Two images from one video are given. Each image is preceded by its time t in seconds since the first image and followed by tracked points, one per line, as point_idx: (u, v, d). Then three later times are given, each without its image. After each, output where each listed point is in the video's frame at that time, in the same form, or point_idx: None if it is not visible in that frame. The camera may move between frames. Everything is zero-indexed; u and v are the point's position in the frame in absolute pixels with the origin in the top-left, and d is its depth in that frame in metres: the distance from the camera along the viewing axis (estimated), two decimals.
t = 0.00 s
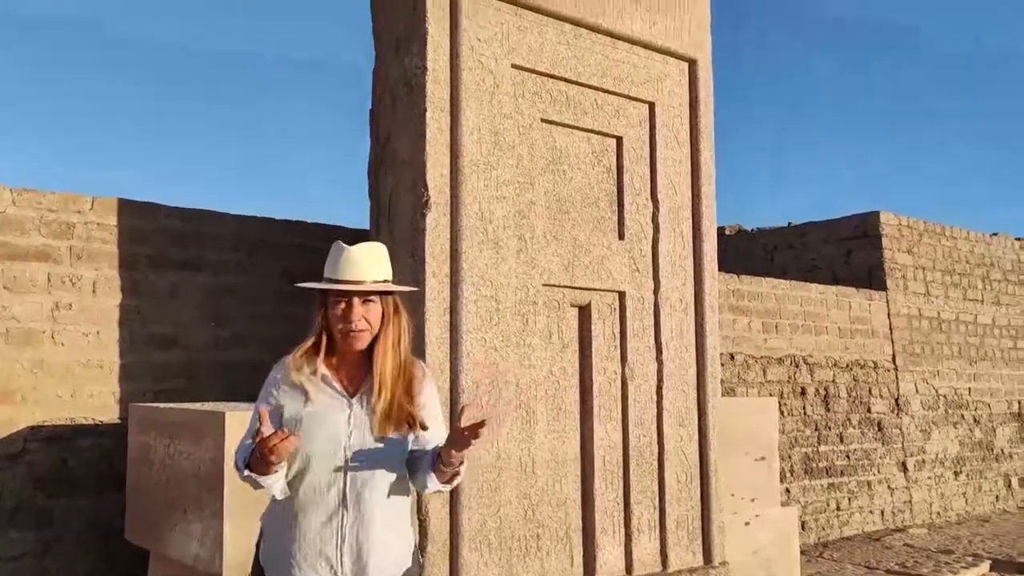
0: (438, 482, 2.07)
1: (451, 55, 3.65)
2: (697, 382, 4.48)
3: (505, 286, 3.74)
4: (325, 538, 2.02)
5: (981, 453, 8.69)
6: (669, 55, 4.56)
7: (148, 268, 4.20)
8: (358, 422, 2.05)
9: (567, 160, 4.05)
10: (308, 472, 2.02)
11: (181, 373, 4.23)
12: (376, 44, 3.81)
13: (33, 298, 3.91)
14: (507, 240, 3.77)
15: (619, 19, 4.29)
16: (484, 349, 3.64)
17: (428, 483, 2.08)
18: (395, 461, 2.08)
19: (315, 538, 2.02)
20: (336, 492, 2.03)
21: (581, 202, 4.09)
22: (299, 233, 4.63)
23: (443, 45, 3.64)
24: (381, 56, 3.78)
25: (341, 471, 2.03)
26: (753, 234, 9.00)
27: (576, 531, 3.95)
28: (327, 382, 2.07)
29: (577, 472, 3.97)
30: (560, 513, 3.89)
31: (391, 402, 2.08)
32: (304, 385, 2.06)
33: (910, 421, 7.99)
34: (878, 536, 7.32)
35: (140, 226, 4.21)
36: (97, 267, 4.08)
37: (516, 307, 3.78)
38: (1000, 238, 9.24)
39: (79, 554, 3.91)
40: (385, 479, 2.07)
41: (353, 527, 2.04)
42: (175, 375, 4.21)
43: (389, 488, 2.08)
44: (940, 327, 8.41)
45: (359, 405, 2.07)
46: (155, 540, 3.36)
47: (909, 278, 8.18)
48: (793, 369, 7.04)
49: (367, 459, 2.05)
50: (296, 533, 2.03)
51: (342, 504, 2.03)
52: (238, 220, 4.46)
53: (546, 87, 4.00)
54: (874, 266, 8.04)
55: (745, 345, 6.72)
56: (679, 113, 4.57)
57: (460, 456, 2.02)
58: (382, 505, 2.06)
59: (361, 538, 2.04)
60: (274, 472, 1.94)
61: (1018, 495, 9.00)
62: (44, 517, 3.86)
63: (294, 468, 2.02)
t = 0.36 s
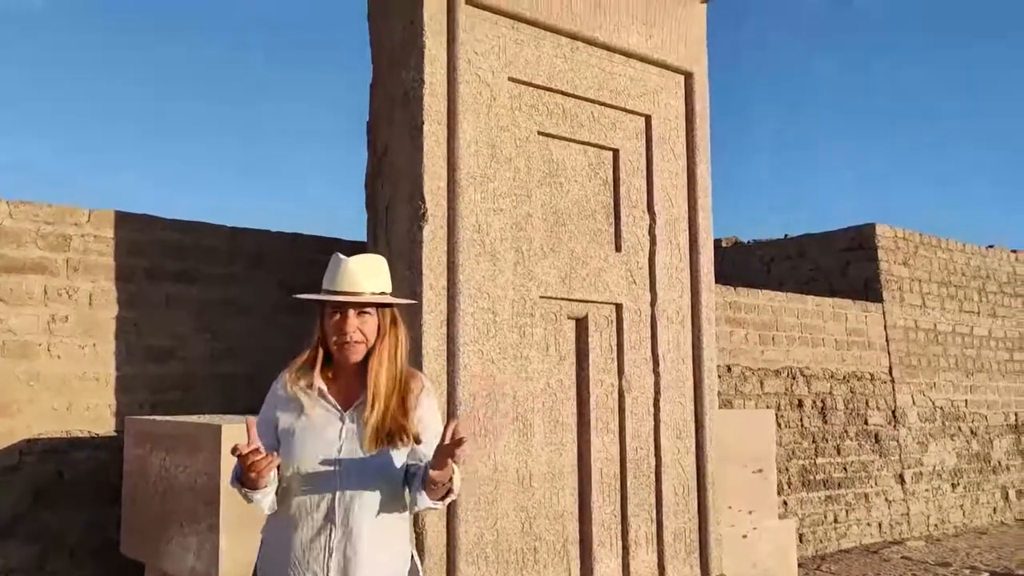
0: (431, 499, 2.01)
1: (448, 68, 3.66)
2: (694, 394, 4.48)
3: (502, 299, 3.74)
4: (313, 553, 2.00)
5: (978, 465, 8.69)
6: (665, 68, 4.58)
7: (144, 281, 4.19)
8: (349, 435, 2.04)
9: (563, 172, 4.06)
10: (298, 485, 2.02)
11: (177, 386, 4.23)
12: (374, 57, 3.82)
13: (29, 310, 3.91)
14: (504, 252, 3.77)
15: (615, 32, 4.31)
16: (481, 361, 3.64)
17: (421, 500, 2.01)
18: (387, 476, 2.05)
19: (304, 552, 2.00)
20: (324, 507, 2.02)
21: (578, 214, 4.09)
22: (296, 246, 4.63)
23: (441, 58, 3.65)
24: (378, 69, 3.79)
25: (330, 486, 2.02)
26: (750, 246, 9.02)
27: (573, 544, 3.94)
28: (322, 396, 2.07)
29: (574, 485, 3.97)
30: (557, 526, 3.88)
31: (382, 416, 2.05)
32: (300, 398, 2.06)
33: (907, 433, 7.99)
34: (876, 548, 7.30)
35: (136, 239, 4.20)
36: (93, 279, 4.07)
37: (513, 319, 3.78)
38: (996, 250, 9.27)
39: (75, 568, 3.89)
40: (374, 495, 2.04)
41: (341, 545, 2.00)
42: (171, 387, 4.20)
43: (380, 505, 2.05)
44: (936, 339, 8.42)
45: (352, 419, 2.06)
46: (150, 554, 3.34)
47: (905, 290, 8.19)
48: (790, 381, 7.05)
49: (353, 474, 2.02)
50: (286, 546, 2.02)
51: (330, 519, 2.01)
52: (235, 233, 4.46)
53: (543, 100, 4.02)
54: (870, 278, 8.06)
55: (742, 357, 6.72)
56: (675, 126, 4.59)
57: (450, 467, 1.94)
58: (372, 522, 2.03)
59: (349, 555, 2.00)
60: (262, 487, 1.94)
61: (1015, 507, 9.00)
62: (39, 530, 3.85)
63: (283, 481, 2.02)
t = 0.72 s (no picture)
0: (425, 511, 2.05)
1: (445, 83, 3.67)
2: (691, 409, 4.47)
3: (499, 313, 3.74)
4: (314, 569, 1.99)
5: (976, 479, 8.68)
6: (662, 83, 4.60)
7: (141, 295, 4.19)
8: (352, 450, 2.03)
9: (560, 187, 4.07)
10: (299, 500, 2.02)
11: (174, 400, 4.22)
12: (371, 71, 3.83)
13: (24, 324, 3.90)
14: (501, 266, 3.78)
15: (612, 47, 4.33)
16: (478, 376, 3.63)
17: (415, 514, 2.05)
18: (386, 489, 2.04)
19: (304, 569, 1.99)
20: (325, 523, 2.01)
21: (575, 228, 4.10)
22: (293, 259, 4.63)
23: (438, 73, 3.66)
24: (375, 83, 3.80)
25: (331, 502, 2.01)
26: (747, 260, 9.03)
27: (570, 559, 3.92)
28: (322, 410, 2.07)
29: (571, 499, 3.95)
30: (555, 541, 3.86)
31: (384, 431, 2.04)
32: (302, 412, 2.05)
33: (905, 447, 7.98)
34: (874, 563, 7.28)
35: (133, 252, 4.20)
36: (90, 293, 4.07)
37: (511, 333, 3.78)
38: (992, 264, 9.29)
39: None
40: (374, 511, 2.03)
41: (342, 562, 1.99)
42: (167, 402, 4.19)
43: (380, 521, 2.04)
44: (933, 353, 8.42)
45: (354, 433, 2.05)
46: (145, 570, 3.32)
47: (902, 304, 8.20)
48: (787, 395, 7.04)
49: (353, 487, 2.02)
50: (286, 562, 2.01)
51: (331, 535, 2.00)
52: (232, 246, 4.45)
53: (540, 115, 4.03)
54: (867, 292, 8.07)
55: (739, 371, 6.72)
56: (672, 141, 4.60)
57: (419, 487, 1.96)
58: (373, 539, 2.02)
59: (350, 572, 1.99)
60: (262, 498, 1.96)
61: (1013, 522, 8.98)
62: (34, 545, 3.83)
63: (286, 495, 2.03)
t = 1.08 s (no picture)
0: (421, 520, 2.03)
1: (444, 99, 3.69)
2: (689, 424, 4.47)
3: (497, 328, 3.75)
4: None
5: (974, 495, 8.66)
6: (659, 99, 4.62)
7: (138, 310, 4.19)
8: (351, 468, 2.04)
9: (558, 203, 4.08)
10: (299, 516, 2.02)
11: (170, 416, 4.21)
12: (370, 87, 3.84)
13: (22, 340, 3.89)
14: (499, 281, 3.78)
15: (610, 64, 4.35)
16: (476, 391, 3.63)
17: (410, 522, 2.03)
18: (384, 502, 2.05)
19: None
20: (324, 540, 1.99)
21: (573, 244, 4.11)
22: (290, 274, 4.63)
23: (436, 89, 3.67)
24: (374, 99, 3.82)
25: (330, 518, 2.01)
26: (745, 275, 9.05)
27: None
28: (322, 428, 2.07)
29: (569, 516, 3.94)
30: (553, 558, 3.85)
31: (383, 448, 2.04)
32: (301, 430, 2.04)
33: (904, 462, 7.96)
34: None
35: (132, 268, 4.19)
36: (87, 308, 4.07)
37: (508, 349, 3.78)
38: (989, 280, 9.31)
39: None
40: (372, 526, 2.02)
41: None
42: (163, 418, 4.18)
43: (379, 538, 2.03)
44: (931, 368, 8.43)
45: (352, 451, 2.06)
46: None
47: (899, 319, 8.21)
48: (785, 411, 7.03)
49: (352, 500, 2.02)
50: None
51: (331, 554, 1.98)
52: (230, 262, 4.45)
53: (538, 131, 4.05)
54: (864, 307, 8.08)
55: (737, 387, 6.72)
56: (669, 157, 4.62)
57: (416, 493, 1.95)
58: (372, 557, 2.01)
59: None
60: (260, 503, 1.96)
61: (1012, 538, 8.95)
62: (30, 562, 3.81)
63: (285, 510, 2.04)
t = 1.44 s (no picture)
0: (416, 541, 2.03)
1: (442, 115, 3.70)
2: (688, 439, 4.47)
3: (495, 343, 3.75)
4: None
5: (974, 510, 8.65)
6: (656, 115, 4.64)
7: (137, 326, 4.19)
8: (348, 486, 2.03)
9: (556, 218, 4.09)
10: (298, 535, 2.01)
11: (168, 431, 4.20)
12: (368, 103, 3.85)
13: (20, 355, 3.89)
14: (497, 296, 3.79)
15: (607, 80, 4.37)
16: (474, 406, 3.63)
17: (405, 543, 2.03)
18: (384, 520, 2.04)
19: None
20: (323, 558, 1.99)
21: (571, 259, 4.12)
22: (288, 289, 4.64)
23: (435, 105, 3.69)
24: (372, 115, 3.83)
25: (329, 536, 2.00)
26: (743, 290, 9.06)
27: None
28: (322, 445, 2.06)
29: (567, 532, 3.94)
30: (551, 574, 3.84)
31: (383, 465, 2.03)
32: (298, 449, 2.05)
33: (903, 477, 7.95)
34: None
35: (130, 283, 4.20)
36: (85, 324, 4.07)
37: (507, 364, 3.78)
38: (986, 294, 9.32)
39: None
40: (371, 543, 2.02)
41: None
42: (161, 433, 4.18)
43: (377, 553, 2.03)
44: (929, 383, 8.43)
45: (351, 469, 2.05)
46: None
47: (897, 333, 8.22)
48: (784, 426, 7.03)
49: (352, 515, 2.01)
50: None
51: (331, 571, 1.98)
52: (229, 277, 4.46)
53: (536, 146, 4.06)
54: (862, 321, 8.09)
55: (736, 402, 6.71)
56: (667, 172, 4.64)
57: (413, 514, 1.96)
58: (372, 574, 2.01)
59: None
60: (252, 515, 1.97)
61: (1012, 553, 8.93)
62: None
63: (285, 530, 2.02)
